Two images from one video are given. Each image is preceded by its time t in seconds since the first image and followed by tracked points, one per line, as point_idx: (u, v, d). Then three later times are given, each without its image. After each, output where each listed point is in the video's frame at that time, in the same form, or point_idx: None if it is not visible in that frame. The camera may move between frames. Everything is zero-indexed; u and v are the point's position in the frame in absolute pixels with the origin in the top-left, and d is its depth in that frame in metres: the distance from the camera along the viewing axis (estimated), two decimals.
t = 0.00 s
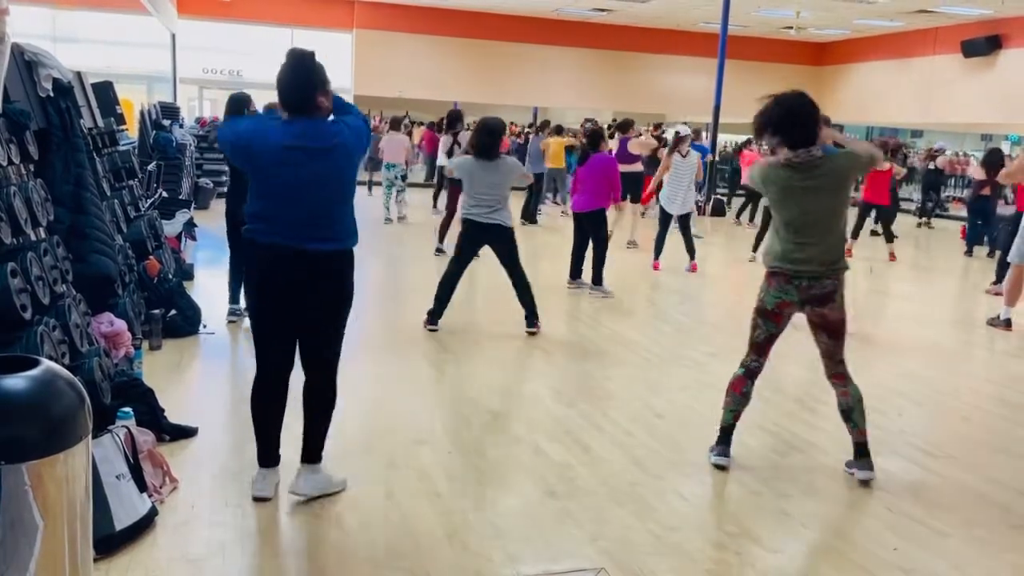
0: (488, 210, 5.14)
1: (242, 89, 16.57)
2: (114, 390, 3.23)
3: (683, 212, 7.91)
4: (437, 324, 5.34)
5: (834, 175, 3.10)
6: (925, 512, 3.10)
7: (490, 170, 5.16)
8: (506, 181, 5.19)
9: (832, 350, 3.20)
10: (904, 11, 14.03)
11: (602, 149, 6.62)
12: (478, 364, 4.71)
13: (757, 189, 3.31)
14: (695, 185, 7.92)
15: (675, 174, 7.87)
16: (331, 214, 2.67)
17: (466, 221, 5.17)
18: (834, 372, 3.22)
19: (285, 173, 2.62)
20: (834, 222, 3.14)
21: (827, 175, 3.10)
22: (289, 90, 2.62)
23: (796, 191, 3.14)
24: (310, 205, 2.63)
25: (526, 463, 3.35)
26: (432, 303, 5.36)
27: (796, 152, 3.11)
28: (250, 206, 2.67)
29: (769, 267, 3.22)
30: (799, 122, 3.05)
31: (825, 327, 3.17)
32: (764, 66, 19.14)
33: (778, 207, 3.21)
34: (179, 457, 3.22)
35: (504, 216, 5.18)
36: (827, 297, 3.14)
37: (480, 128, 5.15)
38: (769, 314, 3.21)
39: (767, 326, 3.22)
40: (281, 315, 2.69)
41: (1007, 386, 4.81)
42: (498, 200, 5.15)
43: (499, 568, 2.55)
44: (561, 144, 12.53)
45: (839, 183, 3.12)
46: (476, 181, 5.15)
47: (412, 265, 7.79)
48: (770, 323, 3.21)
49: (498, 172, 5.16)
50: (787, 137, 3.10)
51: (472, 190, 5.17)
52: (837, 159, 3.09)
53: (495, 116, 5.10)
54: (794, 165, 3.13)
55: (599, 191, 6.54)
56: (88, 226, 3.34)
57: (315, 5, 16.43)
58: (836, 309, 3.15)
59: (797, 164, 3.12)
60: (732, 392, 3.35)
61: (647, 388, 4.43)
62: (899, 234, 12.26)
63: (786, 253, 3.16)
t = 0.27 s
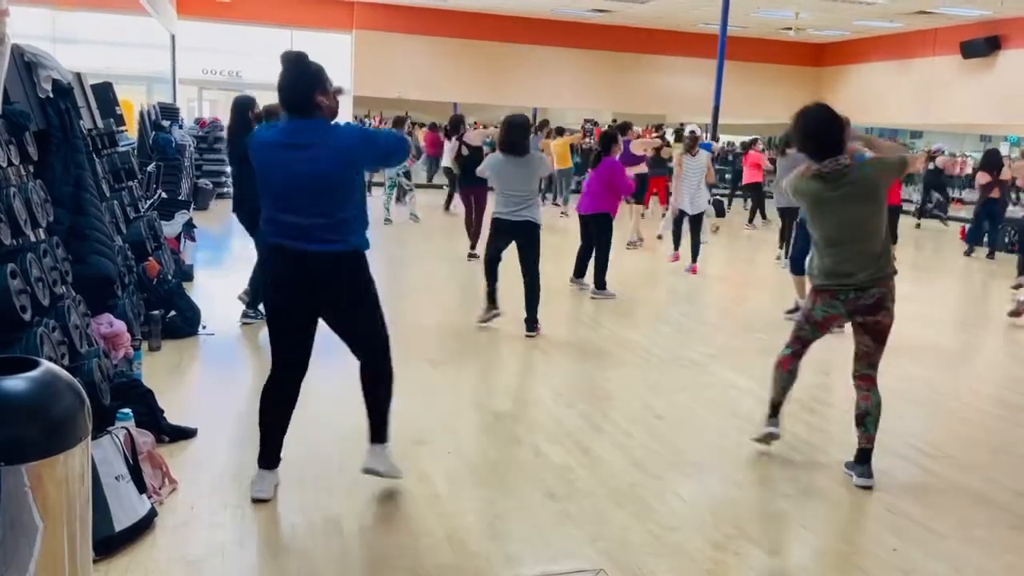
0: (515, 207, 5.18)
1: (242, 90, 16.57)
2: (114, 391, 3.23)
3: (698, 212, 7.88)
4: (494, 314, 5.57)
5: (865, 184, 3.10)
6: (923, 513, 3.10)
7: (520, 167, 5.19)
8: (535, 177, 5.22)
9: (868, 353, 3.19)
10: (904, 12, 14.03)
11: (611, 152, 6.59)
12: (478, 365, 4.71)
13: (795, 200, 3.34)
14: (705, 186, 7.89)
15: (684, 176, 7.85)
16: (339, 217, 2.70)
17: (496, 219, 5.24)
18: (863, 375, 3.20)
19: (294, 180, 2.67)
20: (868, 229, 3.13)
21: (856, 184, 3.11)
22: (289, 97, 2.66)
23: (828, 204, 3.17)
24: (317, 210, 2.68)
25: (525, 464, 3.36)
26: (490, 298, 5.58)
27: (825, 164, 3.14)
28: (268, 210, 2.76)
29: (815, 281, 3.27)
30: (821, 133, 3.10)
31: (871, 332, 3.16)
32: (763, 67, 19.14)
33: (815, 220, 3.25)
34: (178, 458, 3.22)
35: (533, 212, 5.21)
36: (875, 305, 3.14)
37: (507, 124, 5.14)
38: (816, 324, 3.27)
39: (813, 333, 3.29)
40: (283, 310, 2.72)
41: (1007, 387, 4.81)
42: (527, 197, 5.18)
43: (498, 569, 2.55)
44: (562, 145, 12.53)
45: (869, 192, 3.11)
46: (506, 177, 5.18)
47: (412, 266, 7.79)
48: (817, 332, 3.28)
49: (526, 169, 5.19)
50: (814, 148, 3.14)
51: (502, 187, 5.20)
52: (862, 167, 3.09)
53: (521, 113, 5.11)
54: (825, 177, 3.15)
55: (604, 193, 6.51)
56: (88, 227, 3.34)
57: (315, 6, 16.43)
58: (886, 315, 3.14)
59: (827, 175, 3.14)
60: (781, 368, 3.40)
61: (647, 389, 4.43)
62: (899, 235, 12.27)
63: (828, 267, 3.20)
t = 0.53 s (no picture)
0: (526, 215, 5.18)
1: (241, 91, 16.56)
2: (113, 393, 3.24)
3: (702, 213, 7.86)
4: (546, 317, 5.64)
5: (875, 185, 3.11)
6: (922, 514, 3.11)
7: (526, 173, 5.16)
8: (543, 182, 5.18)
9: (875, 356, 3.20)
10: (903, 13, 14.04)
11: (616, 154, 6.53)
12: (477, 366, 4.71)
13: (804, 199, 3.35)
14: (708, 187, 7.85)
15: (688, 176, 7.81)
16: (385, 218, 2.62)
17: (510, 229, 5.23)
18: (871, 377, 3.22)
19: (332, 192, 2.60)
20: (877, 230, 3.13)
21: (869, 184, 3.11)
22: (313, 109, 2.63)
23: (839, 204, 3.16)
24: (361, 216, 2.60)
25: (524, 465, 3.36)
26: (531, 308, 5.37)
27: (839, 166, 3.13)
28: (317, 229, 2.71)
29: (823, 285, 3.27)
30: (833, 134, 3.11)
31: (879, 334, 3.17)
32: (763, 68, 19.16)
33: (824, 221, 3.24)
34: (177, 460, 3.22)
35: (545, 218, 5.21)
36: (884, 306, 3.15)
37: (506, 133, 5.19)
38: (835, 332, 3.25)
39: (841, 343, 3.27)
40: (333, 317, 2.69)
41: (1006, 388, 4.81)
42: (536, 203, 5.17)
43: (497, 570, 2.55)
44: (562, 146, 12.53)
45: (880, 193, 3.12)
46: (513, 186, 5.15)
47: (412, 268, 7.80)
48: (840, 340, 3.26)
49: (532, 174, 5.15)
50: (826, 150, 3.14)
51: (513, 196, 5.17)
52: (869, 167, 3.11)
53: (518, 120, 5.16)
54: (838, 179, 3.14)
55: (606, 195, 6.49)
56: (88, 229, 3.34)
57: (314, 7, 16.43)
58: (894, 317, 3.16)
59: (840, 177, 3.14)
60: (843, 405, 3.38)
61: (646, 390, 4.43)
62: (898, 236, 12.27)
63: (835, 269, 3.20)
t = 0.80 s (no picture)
0: (522, 213, 5.19)
1: (239, 92, 16.56)
2: (111, 395, 3.25)
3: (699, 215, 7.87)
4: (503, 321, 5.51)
5: (866, 181, 3.11)
6: (919, 514, 3.11)
7: (524, 172, 5.15)
8: (539, 181, 5.19)
9: (862, 357, 3.18)
10: (902, 14, 14.06)
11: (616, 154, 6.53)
12: (477, 367, 4.71)
13: (795, 196, 3.36)
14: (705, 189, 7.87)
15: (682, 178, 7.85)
16: (414, 207, 2.66)
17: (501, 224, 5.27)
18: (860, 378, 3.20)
19: (366, 186, 2.64)
20: (866, 226, 3.13)
21: (860, 181, 3.11)
22: (338, 109, 2.71)
23: (829, 200, 3.16)
24: (392, 205, 2.64)
25: (523, 466, 3.36)
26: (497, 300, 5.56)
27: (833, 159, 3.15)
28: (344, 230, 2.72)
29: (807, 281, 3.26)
30: (831, 125, 3.12)
31: (863, 335, 3.16)
32: (761, 68, 19.17)
33: (812, 213, 3.24)
34: (176, 462, 3.22)
35: (540, 216, 5.22)
36: (866, 306, 3.14)
37: (505, 128, 5.14)
38: (813, 325, 3.24)
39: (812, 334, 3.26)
40: (374, 316, 2.69)
41: (1003, 388, 4.82)
42: (531, 203, 5.19)
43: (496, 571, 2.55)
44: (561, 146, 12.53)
45: (871, 191, 3.12)
46: (509, 183, 5.15)
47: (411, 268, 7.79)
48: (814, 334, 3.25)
49: (530, 174, 5.15)
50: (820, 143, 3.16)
51: (508, 193, 5.19)
52: (867, 165, 3.10)
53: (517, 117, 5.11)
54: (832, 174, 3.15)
55: (608, 194, 6.49)
56: (87, 230, 3.34)
57: (312, 8, 16.43)
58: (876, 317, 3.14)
59: (833, 171, 3.15)
60: (792, 374, 3.38)
61: (644, 391, 4.44)
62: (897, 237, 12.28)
63: (822, 264, 3.20)
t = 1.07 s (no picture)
0: (506, 214, 5.17)
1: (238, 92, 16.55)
2: (109, 396, 3.25)
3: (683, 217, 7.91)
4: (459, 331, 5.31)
5: (830, 188, 3.13)
6: (918, 514, 3.11)
7: (506, 176, 5.15)
8: (519, 182, 5.22)
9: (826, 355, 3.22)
10: (901, 15, 14.06)
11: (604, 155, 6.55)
12: (475, 368, 4.71)
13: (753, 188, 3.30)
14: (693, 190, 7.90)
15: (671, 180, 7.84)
16: (416, 227, 2.68)
17: (484, 228, 5.19)
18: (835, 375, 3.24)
19: (372, 195, 2.63)
20: (827, 231, 3.15)
21: (831, 187, 3.13)
22: (359, 110, 2.69)
23: (792, 194, 3.14)
24: (396, 221, 2.65)
25: (521, 467, 3.36)
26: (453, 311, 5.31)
27: (806, 160, 3.11)
28: (336, 230, 2.69)
29: (759, 278, 3.21)
30: (808, 126, 3.04)
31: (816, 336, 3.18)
32: (760, 69, 19.18)
33: (774, 209, 3.20)
34: (175, 463, 3.21)
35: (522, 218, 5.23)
36: (816, 308, 3.14)
37: (489, 129, 5.08)
38: (760, 326, 3.17)
39: (758, 338, 3.19)
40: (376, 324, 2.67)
41: (1002, 389, 4.82)
42: (514, 203, 5.20)
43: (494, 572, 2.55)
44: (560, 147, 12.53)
45: (834, 199, 3.13)
46: (491, 185, 5.13)
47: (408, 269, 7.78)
48: (762, 336, 3.17)
49: (513, 175, 5.17)
50: (799, 141, 3.10)
51: (488, 194, 5.15)
52: (837, 172, 3.12)
53: (504, 117, 5.04)
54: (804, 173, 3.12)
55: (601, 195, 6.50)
56: (85, 231, 3.34)
57: (311, 8, 16.42)
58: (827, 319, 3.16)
59: (807, 171, 3.12)
60: (725, 403, 3.29)
61: (642, 391, 4.44)
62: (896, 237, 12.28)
63: (779, 265, 3.15)
